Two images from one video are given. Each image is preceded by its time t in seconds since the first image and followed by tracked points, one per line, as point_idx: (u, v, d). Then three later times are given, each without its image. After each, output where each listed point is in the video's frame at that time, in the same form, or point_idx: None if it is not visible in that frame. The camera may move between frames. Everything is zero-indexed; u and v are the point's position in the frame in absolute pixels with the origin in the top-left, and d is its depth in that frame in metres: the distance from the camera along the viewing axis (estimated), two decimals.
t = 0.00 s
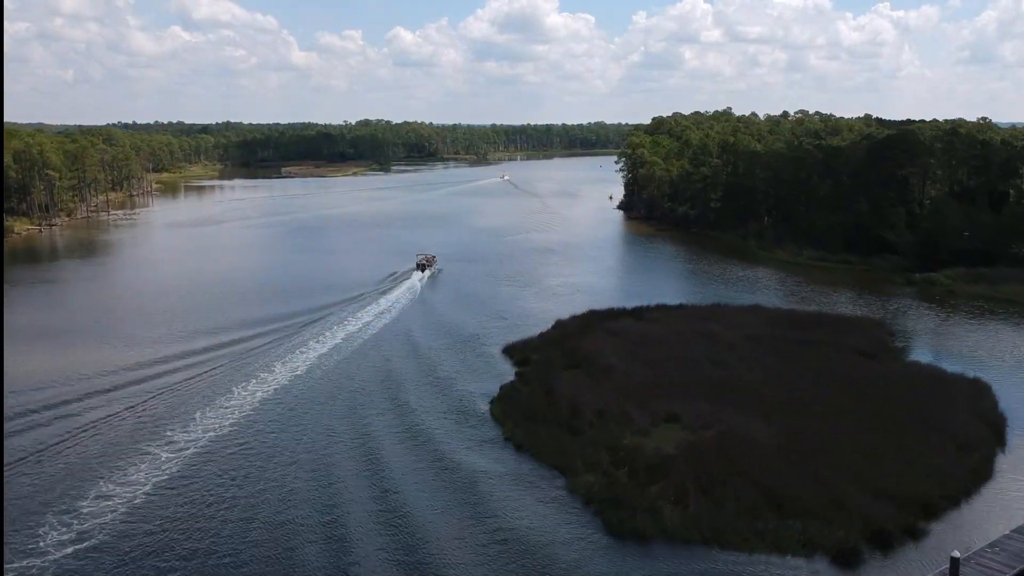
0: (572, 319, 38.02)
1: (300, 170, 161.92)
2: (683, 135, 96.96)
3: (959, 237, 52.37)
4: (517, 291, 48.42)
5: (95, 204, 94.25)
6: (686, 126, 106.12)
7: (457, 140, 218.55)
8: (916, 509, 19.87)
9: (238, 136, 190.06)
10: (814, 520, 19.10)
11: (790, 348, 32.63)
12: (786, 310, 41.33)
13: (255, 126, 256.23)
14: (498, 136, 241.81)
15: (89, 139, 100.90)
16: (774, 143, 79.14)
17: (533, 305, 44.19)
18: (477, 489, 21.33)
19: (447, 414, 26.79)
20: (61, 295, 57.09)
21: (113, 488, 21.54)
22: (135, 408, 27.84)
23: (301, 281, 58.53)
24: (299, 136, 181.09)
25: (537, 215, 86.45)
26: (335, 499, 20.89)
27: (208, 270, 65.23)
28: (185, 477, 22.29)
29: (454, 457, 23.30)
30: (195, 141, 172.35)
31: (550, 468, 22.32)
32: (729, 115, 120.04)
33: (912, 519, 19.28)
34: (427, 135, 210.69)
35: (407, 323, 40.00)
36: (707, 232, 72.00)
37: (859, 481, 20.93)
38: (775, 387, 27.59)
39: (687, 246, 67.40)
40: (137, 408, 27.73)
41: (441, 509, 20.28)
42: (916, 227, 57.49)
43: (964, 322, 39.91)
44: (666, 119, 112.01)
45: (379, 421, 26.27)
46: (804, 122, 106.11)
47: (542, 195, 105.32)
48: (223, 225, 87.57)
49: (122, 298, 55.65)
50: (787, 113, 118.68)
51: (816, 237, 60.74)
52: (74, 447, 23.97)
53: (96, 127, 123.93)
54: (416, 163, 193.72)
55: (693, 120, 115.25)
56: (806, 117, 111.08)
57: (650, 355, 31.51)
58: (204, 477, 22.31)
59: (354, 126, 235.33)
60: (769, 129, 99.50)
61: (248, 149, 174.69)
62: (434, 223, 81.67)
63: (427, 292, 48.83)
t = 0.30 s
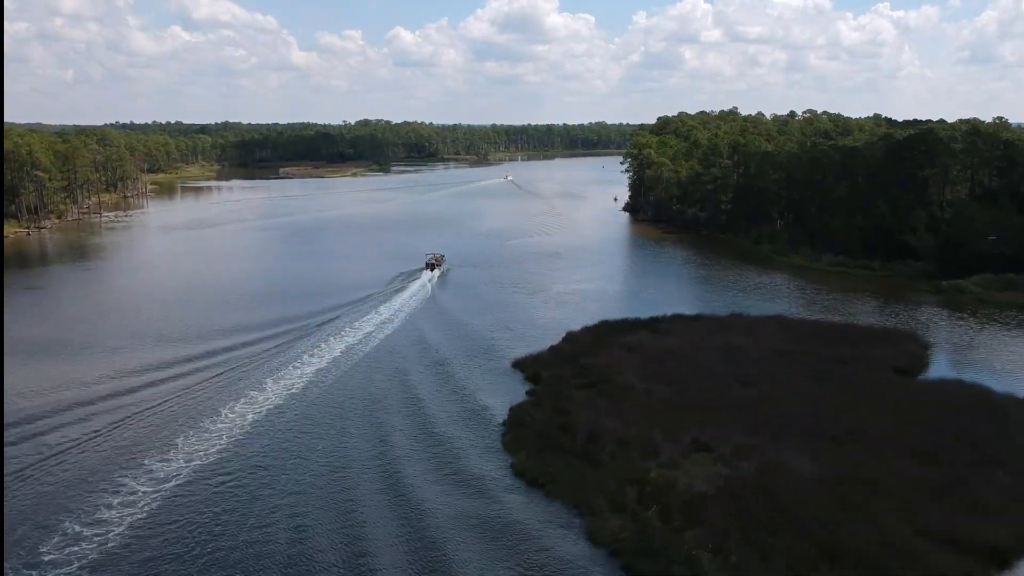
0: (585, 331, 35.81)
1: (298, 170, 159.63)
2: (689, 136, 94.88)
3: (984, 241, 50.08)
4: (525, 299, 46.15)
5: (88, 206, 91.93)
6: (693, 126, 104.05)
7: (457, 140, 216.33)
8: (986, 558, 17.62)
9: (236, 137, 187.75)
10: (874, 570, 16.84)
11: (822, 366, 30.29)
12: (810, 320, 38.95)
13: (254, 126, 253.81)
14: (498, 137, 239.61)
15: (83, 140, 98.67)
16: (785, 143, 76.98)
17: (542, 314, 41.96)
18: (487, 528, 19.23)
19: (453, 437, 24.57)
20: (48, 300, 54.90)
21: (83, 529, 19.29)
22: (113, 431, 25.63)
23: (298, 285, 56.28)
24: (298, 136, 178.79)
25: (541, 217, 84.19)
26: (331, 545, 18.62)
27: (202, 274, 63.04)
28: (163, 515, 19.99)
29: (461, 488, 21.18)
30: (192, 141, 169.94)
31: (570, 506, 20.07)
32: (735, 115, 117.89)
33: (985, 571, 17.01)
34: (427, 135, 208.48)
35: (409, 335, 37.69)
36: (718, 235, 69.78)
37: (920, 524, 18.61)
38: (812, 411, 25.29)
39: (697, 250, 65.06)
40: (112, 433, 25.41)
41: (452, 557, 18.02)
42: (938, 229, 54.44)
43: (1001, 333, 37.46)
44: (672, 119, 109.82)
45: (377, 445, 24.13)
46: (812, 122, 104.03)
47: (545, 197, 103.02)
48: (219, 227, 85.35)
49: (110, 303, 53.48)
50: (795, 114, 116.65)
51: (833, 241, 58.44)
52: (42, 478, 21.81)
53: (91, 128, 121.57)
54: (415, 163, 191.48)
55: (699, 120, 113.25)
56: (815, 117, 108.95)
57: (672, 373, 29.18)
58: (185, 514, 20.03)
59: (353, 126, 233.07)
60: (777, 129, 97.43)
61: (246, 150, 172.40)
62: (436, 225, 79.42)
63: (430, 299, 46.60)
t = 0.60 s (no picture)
0: (598, 343, 33.80)
1: (297, 171, 157.45)
2: (697, 136, 92.80)
3: (1010, 246, 48.06)
4: (533, 306, 44.15)
5: (82, 207, 89.83)
6: (700, 125, 101.92)
7: (458, 140, 214.11)
8: None
9: (234, 137, 185.50)
10: None
11: (856, 381, 28.08)
12: (838, 332, 36.74)
13: (253, 126, 251.55)
14: (499, 137, 237.41)
15: (77, 141, 96.59)
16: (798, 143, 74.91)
17: (552, 324, 39.94)
18: None
19: (462, 470, 22.43)
20: (37, 305, 52.97)
21: None
22: (87, 460, 23.43)
23: (295, 288, 54.27)
24: (297, 136, 176.54)
25: (546, 219, 82.12)
26: None
27: (197, 277, 61.09)
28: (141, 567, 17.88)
29: (471, 534, 19.09)
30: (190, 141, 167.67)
31: (592, 554, 18.08)
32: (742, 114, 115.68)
33: None
34: (427, 135, 206.24)
35: (412, 348, 35.42)
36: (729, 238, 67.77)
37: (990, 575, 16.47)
38: (854, 437, 23.06)
39: (709, 254, 62.81)
40: (91, 462, 23.30)
41: None
42: (961, 234, 53.17)
43: None
44: (679, 118, 107.62)
45: (377, 477, 22.18)
46: (822, 121, 101.82)
47: (549, 198, 100.77)
48: (216, 229, 83.26)
49: (100, 309, 51.23)
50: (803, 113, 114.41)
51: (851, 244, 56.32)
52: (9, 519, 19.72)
53: (87, 127, 119.38)
54: (416, 163, 189.33)
55: (706, 120, 111.00)
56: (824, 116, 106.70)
57: (697, 391, 26.95)
58: (167, 566, 17.95)
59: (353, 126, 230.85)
60: (787, 129, 95.29)
61: (245, 150, 170.22)
62: (438, 228, 77.38)
63: (434, 306, 44.62)
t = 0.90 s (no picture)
0: (616, 361, 31.53)
1: (297, 172, 155.11)
2: (706, 137, 90.56)
3: None
4: (543, 317, 41.90)
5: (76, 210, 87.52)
6: (709, 126, 99.60)
7: (460, 141, 211.78)
8: None
9: (233, 138, 183.14)
10: None
11: (905, 412, 25.79)
12: (870, 347, 34.42)
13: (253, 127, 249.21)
14: (501, 138, 234.99)
15: (71, 141, 94.34)
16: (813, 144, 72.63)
17: (564, 336, 37.67)
18: None
19: (476, 514, 20.04)
20: (24, 313, 50.80)
21: None
22: (57, 497, 21.02)
23: (294, 294, 52.02)
24: (297, 137, 174.20)
25: (552, 222, 79.86)
26: None
27: (192, 283, 58.87)
28: None
29: None
30: (188, 142, 165.33)
31: None
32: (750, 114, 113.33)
33: None
34: (428, 136, 203.95)
35: (415, 363, 33.09)
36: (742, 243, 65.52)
37: None
38: (914, 482, 20.83)
39: (724, 260, 60.56)
40: (62, 501, 20.87)
41: None
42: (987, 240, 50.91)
43: None
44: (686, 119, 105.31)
45: (383, 517, 19.97)
46: (833, 121, 99.47)
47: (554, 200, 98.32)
48: (212, 233, 80.98)
49: (86, 316, 48.74)
50: (813, 114, 112.07)
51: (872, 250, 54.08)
52: None
53: (82, 128, 117.06)
54: (417, 163, 186.95)
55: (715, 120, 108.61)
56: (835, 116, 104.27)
57: (732, 423, 24.58)
58: None
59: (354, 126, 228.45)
60: (799, 129, 92.96)
61: (243, 151, 167.89)
62: (442, 232, 75.12)
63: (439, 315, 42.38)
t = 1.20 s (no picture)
0: (636, 379, 29.32)
1: (296, 173, 152.69)
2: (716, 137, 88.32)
3: None
4: (554, 327, 39.71)
5: (69, 212, 85.26)
6: (717, 126, 97.29)
7: (461, 141, 209.45)
8: None
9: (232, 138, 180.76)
10: None
11: (959, 439, 23.49)
12: (906, 363, 32.20)
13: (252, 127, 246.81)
14: (502, 138, 232.55)
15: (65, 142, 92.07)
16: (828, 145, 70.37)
17: (578, 349, 35.46)
18: None
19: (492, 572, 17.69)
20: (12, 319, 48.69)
21: None
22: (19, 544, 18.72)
23: (292, 299, 49.84)
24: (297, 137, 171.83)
25: (557, 225, 77.65)
26: None
27: (187, 287, 56.73)
28: None
29: None
30: (186, 143, 163.04)
31: None
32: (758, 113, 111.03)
33: None
34: (429, 136, 201.63)
35: (420, 379, 30.87)
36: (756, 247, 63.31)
37: None
38: (981, 525, 18.62)
39: (738, 265, 58.40)
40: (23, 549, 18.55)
41: None
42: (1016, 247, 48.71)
43: None
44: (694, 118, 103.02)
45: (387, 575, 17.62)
46: (844, 121, 97.15)
47: (559, 202, 96.01)
48: (208, 235, 78.75)
49: (75, 324, 46.51)
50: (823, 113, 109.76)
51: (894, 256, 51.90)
52: None
53: (77, 128, 114.73)
54: (417, 164, 184.85)
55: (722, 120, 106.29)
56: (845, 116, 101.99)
57: (770, 454, 22.39)
58: None
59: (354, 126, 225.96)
60: (810, 130, 90.68)
61: (242, 151, 165.53)
62: (445, 235, 72.86)
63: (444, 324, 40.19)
